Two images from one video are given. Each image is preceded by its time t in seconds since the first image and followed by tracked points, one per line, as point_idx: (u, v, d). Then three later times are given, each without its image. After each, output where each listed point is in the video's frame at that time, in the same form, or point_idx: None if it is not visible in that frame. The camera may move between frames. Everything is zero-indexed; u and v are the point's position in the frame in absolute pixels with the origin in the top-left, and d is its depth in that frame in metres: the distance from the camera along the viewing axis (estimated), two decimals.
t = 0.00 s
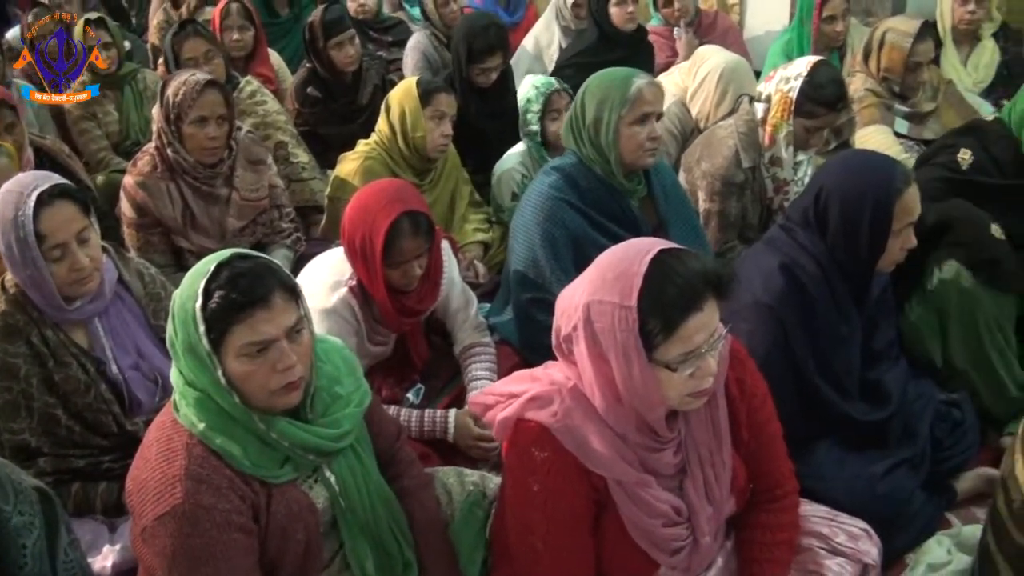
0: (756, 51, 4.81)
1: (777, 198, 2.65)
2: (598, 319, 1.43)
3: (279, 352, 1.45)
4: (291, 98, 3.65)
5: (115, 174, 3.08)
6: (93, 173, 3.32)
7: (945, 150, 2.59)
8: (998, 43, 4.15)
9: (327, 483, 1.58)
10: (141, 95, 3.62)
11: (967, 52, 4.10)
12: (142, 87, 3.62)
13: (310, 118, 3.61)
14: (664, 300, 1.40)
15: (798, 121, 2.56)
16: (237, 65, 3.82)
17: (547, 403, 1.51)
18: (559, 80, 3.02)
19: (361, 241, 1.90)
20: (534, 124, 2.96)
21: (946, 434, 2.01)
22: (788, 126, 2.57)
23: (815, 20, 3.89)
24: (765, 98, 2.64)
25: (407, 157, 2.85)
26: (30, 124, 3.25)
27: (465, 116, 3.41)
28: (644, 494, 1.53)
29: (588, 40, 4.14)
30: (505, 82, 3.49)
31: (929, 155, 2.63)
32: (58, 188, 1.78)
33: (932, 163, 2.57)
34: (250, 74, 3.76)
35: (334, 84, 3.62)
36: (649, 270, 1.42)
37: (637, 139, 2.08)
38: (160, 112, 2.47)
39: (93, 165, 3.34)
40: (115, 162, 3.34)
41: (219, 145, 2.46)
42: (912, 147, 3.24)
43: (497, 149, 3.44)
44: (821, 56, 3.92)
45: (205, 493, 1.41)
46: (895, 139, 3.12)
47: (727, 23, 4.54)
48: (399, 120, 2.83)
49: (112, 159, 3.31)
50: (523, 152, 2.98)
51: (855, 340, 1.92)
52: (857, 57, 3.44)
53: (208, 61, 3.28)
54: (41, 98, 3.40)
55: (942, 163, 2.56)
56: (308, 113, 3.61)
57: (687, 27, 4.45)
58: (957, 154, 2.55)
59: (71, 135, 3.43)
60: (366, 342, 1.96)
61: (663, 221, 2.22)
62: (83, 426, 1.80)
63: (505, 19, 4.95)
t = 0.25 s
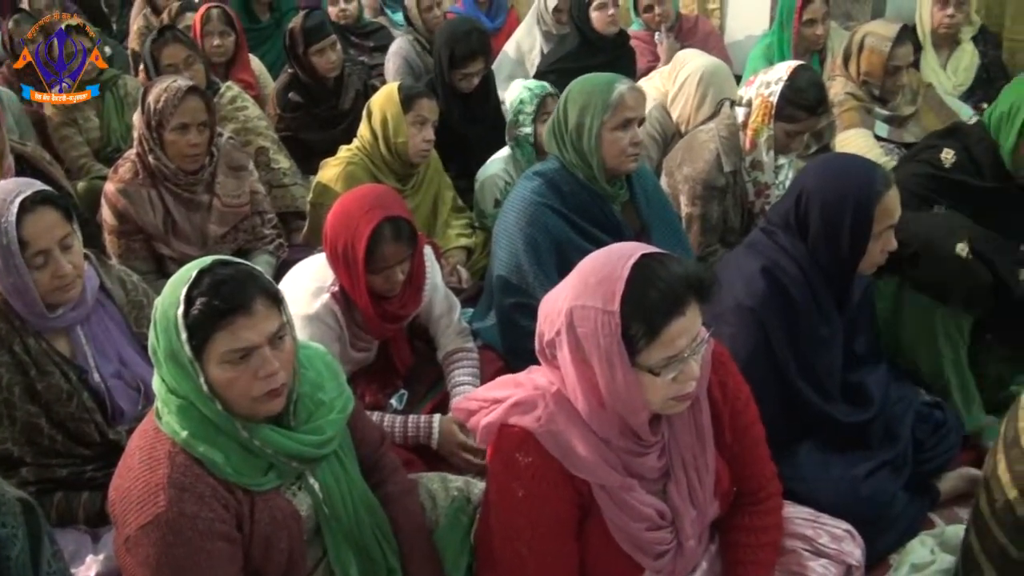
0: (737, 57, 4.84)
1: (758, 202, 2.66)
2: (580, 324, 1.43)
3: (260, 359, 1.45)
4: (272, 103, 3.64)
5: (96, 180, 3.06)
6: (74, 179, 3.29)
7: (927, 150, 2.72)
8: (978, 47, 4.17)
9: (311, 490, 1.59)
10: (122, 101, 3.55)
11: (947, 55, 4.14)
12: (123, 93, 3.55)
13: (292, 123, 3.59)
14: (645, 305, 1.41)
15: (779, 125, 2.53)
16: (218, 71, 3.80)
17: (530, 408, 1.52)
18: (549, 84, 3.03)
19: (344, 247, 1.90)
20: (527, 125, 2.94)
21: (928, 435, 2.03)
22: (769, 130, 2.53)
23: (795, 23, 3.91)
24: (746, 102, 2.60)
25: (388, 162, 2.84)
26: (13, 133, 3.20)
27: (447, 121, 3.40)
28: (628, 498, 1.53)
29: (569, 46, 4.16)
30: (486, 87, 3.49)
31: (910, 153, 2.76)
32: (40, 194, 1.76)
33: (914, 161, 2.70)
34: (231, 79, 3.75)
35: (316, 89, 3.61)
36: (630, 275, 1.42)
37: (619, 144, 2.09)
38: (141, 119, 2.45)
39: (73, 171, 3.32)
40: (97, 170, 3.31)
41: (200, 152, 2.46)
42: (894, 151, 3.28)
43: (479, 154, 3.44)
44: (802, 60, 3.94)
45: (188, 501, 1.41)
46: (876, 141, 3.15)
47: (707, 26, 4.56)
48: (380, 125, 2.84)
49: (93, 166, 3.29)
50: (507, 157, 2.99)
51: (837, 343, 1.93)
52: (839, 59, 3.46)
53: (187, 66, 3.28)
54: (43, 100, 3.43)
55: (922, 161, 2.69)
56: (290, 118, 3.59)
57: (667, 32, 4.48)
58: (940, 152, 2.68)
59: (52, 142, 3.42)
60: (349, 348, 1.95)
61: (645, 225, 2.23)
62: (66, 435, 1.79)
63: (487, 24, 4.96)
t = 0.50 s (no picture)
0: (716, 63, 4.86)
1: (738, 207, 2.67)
2: (561, 329, 1.43)
3: (241, 367, 1.44)
4: (252, 110, 3.63)
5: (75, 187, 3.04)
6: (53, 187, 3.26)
7: (900, 161, 2.63)
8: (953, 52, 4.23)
9: (292, 498, 1.58)
10: (100, 108, 3.55)
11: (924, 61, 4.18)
12: (101, 100, 3.55)
13: (272, 130, 3.59)
14: (626, 310, 1.41)
15: (758, 130, 2.52)
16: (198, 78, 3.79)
17: (512, 414, 1.52)
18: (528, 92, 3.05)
19: (325, 254, 1.90)
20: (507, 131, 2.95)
21: (908, 438, 2.04)
22: (748, 135, 2.54)
23: (774, 27, 3.93)
24: (725, 108, 2.61)
25: (369, 168, 2.83)
26: None
27: (428, 127, 3.40)
28: (610, 503, 1.53)
29: (548, 53, 4.17)
30: (466, 93, 3.49)
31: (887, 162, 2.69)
32: (21, 202, 1.74)
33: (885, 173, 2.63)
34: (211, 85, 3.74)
35: (296, 95, 3.60)
36: (610, 280, 1.42)
37: (600, 152, 2.10)
38: (121, 125, 2.44)
39: (52, 179, 3.29)
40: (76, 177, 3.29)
41: (179, 160, 2.44)
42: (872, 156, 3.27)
43: (460, 160, 3.44)
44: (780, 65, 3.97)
45: (169, 510, 1.40)
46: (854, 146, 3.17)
47: (686, 32, 4.59)
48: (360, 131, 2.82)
49: (71, 173, 3.27)
50: (486, 164, 2.99)
51: (817, 347, 1.94)
52: (818, 66, 3.49)
53: (166, 73, 3.27)
54: (41, 97, 3.41)
55: (895, 171, 2.62)
56: (270, 124, 3.58)
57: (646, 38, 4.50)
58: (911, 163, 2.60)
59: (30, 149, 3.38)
60: (330, 355, 1.95)
61: (625, 231, 2.24)
62: (45, 445, 1.76)
63: (467, 30, 4.97)
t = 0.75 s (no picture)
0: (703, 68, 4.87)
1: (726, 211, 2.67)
2: (549, 333, 1.43)
3: (228, 372, 1.43)
4: (240, 114, 3.62)
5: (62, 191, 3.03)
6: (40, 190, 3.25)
7: (883, 169, 2.61)
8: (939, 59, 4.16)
9: (280, 503, 1.58)
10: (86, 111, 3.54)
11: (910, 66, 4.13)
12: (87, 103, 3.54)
13: (260, 134, 3.58)
14: (614, 315, 1.41)
15: (745, 134, 2.53)
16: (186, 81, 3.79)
17: (500, 418, 1.51)
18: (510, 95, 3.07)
19: (313, 259, 1.89)
20: (492, 136, 2.97)
21: (895, 441, 2.04)
22: (735, 139, 2.54)
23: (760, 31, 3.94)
24: (712, 112, 2.60)
25: (357, 172, 2.83)
26: None
27: (416, 131, 3.40)
28: (598, 507, 1.53)
29: (534, 58, 4.18)
30: (454, 97, 3.49)
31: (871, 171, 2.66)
32: (8, 207, 1.73)
33: (869, 182, 2.60)
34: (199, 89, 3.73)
35: (284, 99, 3.59)
36: (598, 284, 1.42)
37: (588, 158, 2.10)
38: (108, 130, 2.43)
39: (39, 182, 3.29)
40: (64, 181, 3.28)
41: (167, 164, 2.43)
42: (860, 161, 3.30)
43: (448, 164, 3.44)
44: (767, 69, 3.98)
45: (157, 516, 1.40)
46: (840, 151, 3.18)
47: (673, 37, 4.59)
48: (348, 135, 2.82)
49: (59, 177, 3.26)
50: (472, 168, 2.99)
51: (805, 350, 1.94)
52: (804, 70, 3.48)
53: (153, 76, 3.26)
54: (40, 97, 3.42)
55: (878, 181, 2.60)
56: (258, 128, 3.57)
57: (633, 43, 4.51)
58: (894, 172, 2.58)
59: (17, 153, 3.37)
60: (318, 360, 1.94)
61: (613, 235, 2.24)
62: (33, 451, 1.76)
63: (455, 35, 4.98)
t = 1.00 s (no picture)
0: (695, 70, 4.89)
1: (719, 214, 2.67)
2: (543, 335, 1.43)
3: (222, 374, 1.43)
4: (234, 116, 3.61)
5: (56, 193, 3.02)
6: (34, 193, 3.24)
7: (881, 169, 2.67)
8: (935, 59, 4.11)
9: (274, 506, 1.58)
10: (81, 113, 3.53)
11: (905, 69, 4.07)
12: (82, 106, 3.53)
13: (254, 136, 3.57)
14: (608, 316, 1.42)
15: (738, 136, 2.53)
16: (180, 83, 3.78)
17: (494, 421, 1.52)
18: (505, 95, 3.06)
19: (307, 261, 1.89)
20: (486, 138, 2.97)
21: (889, 441, 2.05)
22: (728, 141, 2.55)
23: (753, 33, 3.95)
24: (705, 114, 2.60)
25: (352, 175, 2.82)
26: None
27: (411, 134, 3.41)
28: (592, 509, 1.53)
29: (526, 61, 4.19)
30: (447, 99, 3.49)
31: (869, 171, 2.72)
32: None
33: (866, 184, 2.66)
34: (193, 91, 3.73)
35: (279, 101, 3.59)
36: (592, 286, 1.43)
37: (581, 158, 2.11)
38: (100, 132, 2.43)
39: (33, 184, 3.28)
40: (58, 183, 3.27)
41: (160, 166, 2.43)
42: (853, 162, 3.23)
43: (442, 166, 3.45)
44: (760, 70, 3.99)
45: (151, 519, 1.39)
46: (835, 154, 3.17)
47: (667, 39, 4.66)
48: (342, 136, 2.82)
49: (53, 179, 3.25)
50: (467, 169, 2.99)
51: (798, 352, 1.95)
52: (797, 73, 3.49)
53: (147, 78, 3.26)
54: (41, 97, 3.45)
55: (876, 181, 2.66)
56: (252, 130, 3.56)
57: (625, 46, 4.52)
58: (890, 173, 2.64)
59: (11, 155, 3.36)
60: (313, 362, 1.94)
61: (607, 236, 2.24)
62: (26, 454, 1.75)
63: (449, 37, 4.99)
